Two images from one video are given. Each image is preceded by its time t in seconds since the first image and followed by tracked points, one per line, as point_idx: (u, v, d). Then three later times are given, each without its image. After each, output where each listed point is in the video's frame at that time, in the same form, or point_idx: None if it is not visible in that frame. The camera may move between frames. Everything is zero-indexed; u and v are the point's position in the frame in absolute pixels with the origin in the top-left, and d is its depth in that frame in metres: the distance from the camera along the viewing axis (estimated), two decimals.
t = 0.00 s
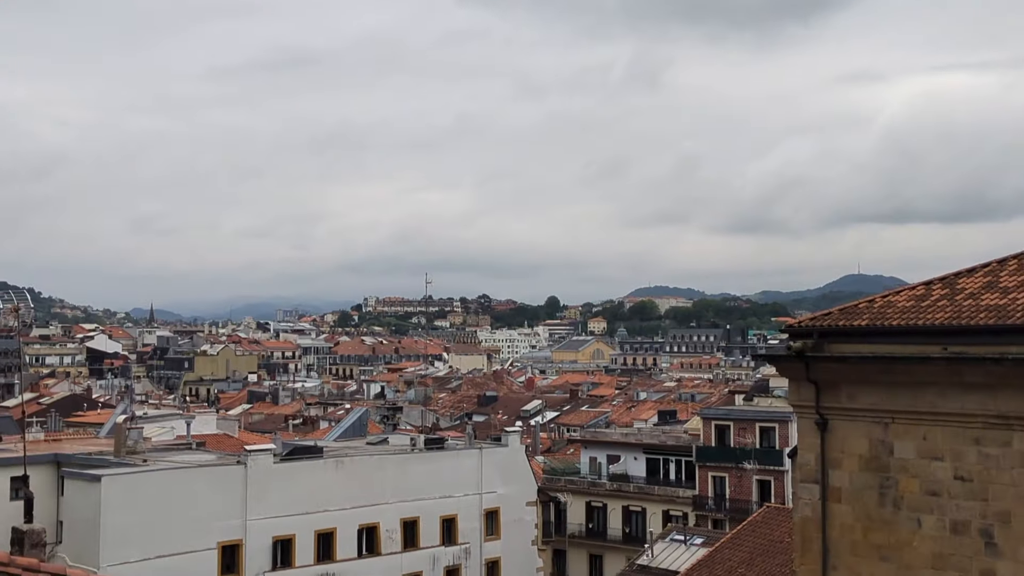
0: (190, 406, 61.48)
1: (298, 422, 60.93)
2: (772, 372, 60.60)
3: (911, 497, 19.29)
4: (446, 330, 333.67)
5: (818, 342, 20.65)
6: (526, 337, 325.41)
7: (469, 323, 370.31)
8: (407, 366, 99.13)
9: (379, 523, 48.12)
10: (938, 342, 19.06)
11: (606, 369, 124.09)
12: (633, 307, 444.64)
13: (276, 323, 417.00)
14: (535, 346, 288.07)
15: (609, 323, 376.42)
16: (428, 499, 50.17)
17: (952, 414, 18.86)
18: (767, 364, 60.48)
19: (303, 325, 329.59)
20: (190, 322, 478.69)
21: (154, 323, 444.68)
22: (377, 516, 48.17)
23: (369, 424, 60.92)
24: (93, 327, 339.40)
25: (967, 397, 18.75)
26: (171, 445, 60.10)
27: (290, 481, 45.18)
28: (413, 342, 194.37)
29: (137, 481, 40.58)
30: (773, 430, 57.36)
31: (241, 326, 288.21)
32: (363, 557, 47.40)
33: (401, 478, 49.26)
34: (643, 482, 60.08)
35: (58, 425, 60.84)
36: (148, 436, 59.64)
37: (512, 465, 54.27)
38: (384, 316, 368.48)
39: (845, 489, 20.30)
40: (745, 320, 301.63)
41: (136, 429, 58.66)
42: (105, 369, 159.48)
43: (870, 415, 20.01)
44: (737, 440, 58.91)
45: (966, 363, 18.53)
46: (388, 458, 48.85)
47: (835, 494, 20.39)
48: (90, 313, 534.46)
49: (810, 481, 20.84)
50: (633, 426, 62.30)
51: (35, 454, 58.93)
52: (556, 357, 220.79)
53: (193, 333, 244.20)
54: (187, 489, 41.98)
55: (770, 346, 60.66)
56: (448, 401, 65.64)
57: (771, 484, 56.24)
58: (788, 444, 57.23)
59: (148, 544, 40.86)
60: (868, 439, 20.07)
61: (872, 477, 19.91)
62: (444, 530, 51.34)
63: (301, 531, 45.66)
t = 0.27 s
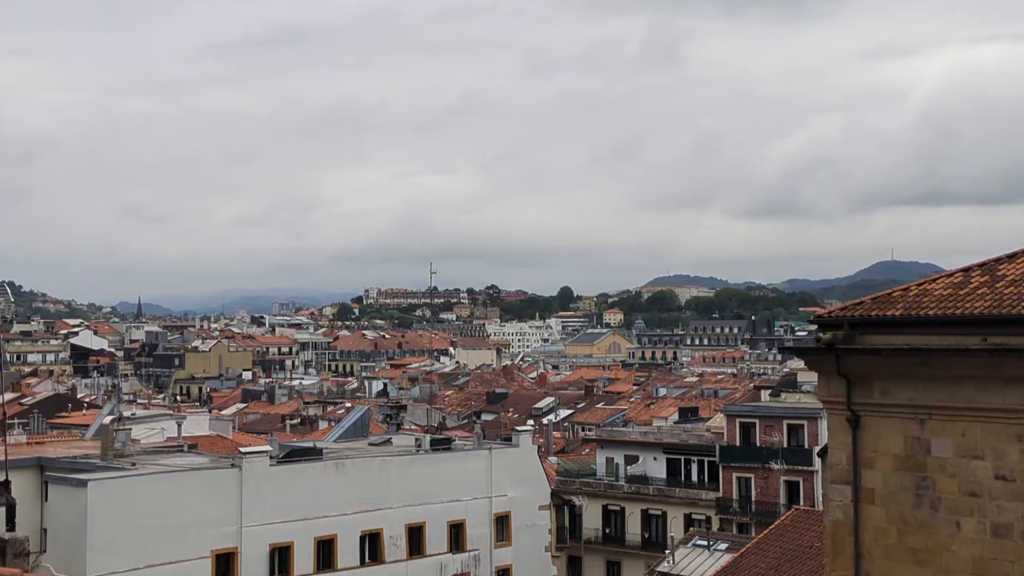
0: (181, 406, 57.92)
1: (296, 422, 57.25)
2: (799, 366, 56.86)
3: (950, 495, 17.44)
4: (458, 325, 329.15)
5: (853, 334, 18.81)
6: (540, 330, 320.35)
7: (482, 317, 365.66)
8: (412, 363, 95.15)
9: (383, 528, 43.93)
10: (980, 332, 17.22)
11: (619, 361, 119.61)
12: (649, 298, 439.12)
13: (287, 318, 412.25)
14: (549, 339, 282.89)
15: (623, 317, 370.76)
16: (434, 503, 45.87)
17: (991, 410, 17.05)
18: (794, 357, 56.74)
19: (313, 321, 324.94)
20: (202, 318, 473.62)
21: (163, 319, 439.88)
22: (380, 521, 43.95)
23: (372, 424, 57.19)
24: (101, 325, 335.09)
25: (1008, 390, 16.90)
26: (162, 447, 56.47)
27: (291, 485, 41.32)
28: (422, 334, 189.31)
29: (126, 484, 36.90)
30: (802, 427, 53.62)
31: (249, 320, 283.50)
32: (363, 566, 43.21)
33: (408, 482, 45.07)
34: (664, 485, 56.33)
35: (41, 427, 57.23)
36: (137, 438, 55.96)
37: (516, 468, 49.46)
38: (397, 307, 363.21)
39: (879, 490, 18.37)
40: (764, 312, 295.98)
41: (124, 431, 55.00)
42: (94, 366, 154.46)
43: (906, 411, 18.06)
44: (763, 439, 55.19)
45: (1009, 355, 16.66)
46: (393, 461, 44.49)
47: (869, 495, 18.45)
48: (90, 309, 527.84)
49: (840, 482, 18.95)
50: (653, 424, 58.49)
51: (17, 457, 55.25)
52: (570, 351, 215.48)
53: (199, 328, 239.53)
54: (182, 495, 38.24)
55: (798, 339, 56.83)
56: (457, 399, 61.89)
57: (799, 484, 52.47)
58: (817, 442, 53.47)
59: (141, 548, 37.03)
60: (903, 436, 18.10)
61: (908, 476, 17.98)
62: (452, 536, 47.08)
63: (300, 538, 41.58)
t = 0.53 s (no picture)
0: (175, 412, 55.33)
1: (297, 428, 54.55)
2: (826, 367, 54.05)
3: (986, 503, 14.76)
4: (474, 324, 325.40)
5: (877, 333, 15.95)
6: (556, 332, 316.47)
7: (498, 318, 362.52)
8: (419, 363, 92.19)
9: (388, 538, 40.12)
10: None
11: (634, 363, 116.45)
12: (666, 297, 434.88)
13: (300, 321, 408.79)
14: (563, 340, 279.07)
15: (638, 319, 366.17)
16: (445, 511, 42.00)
17: None
18: (819, 357, 53.95)
19: (327, 324, 321.31)
20: (215, 322, 470.40)
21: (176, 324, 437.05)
22: (385, 530, 40.15)
23: (376, 430, 54.42)
24: (112, 327, 331.94)
25: None
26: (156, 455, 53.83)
27: (292, 495, 37.73)
28: (433, 335, 185.59)
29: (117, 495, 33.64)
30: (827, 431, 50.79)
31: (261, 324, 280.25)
32: None
33: (413, 491, 41.09)
34: (683, 492, 53.47)
35: (29, 434, 54.59)
36: (130, 445, 53.24)
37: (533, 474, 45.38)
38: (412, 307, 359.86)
39: (910, 497, 15.50)
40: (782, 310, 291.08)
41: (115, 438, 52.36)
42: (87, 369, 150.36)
43: (940, 412, 15.25)
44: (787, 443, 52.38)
45: None
46: (397, 469, 40.54)
47: (898, 503, 15.60)
48: (93, 314, 523.47)
49: (870, 491, 16.00)
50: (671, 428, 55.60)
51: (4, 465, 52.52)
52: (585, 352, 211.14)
53: (209, 332, 236.35)
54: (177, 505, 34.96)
55: (823, 338, 54.06)
56: (465, 403, 59.13)
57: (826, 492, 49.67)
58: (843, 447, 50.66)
59: (135, 562, 33.84)
60: (937, 439, 15.29)
61: (943, 483, 15.17)
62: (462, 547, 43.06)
63: (301, 549, 37.96)
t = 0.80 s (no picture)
0: (161, 423, 51.96)
1: (291, 439, 51.05)
2: (857, 372, 50.41)
3: None
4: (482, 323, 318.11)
5: (914, 334, 16.21)
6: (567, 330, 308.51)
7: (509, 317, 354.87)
8: (422, 372, 87.67)
9: (390, 557, 34.24)
10: None
11: (649, 374, 111.27)
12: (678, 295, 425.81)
13: (305, 317, 401.01)
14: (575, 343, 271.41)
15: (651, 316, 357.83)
16: (448, 527, 35.95)
17: None
18: (852, 363, 50.34)
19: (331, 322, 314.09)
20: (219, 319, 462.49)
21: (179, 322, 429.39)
22: (385, 548, 34.21)
23: (376, 441, 50.85)
24: (111, 321, 324.81)
25: None
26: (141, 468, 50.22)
27: (287, 510, 32.27)
28: (440, 337, 178.85)
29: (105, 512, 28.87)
30: (860, 441, 47.26)
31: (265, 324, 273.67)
32: None
33: (417, 507, 35.30)
34: (705, 507, 49.84)
35: (6, 448, 51.16)
36: (113, 460, 49.60)
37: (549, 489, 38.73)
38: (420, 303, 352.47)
39: (949, 511, 15.58)
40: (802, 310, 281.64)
41: (98, 451, 48.75)
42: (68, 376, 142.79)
43: (976, 419, 15.40)
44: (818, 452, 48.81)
45: None
46: (399, 482, 34.84)
47: (938, 518, 15.67)
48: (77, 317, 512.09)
49: (905, 504, 16.10)
50: (692, 438, 51.83)
51: None
52: (600, 357, 202.85)
53: (210, 332, 230.04)
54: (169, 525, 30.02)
55: (856, 341, 50.46)
56: (472, 412, 55.65)
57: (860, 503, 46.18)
58: (878, 458, 47.08)
59: None
60: (975, 449, 15.42)
61: (980, 495, 15.27)
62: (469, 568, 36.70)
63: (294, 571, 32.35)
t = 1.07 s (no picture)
0: (145, 434, 48.60)
1: (283, 452, 47.64)
2: (890, 379, 47.20)
3: None
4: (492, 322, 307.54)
5: (956, 335, 14.04)
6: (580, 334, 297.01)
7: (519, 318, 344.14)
8: (425, 378, 83.11)
9: None
10: None
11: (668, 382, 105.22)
12: (695, 294, 412.18)
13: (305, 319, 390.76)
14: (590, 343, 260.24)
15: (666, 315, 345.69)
16: (452, 545, 31.39)
17: None
18: (883, 369, 47.21)
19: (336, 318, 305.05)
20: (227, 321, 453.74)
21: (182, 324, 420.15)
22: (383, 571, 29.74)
23: (374, 453, 47.39)
24: (106, 321, 315.57)
25: None
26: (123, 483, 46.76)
27: (278, 527, 27.99)
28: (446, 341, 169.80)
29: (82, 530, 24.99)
30: (894, 452, 43.51)
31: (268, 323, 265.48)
32: None
33: (418, 521, 30.74)
34: (728, 523, 46.32)
35: None
36: (92, 474, 46.10)
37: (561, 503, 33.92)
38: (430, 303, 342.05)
39: (991, 527, 13.41)
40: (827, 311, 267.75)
41: (77, 466, 45.30)
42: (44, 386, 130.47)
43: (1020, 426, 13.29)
44: (849, 464, 45.01)
45: None
46: (400, 496, 30.36)
47: (979, 533, 13.48)
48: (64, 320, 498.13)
49: (944, 520, 13.82)
50: (713, 450, 48.18)
51: None
52: (616, 364, 190.65)
53: (211, 333, 222.84)
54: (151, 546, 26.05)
55: (888, 345, 47.07)
56: (478, 422, 52.19)
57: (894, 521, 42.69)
58: (913, 470, 43.45)
59: None
60: (1018, 460, 13.29)
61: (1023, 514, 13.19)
62: None
63: None
